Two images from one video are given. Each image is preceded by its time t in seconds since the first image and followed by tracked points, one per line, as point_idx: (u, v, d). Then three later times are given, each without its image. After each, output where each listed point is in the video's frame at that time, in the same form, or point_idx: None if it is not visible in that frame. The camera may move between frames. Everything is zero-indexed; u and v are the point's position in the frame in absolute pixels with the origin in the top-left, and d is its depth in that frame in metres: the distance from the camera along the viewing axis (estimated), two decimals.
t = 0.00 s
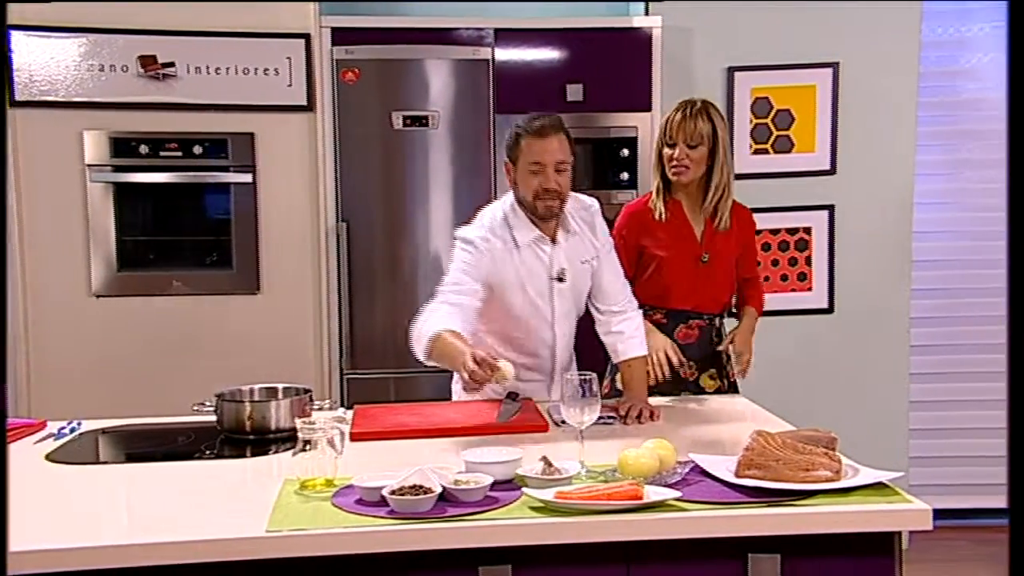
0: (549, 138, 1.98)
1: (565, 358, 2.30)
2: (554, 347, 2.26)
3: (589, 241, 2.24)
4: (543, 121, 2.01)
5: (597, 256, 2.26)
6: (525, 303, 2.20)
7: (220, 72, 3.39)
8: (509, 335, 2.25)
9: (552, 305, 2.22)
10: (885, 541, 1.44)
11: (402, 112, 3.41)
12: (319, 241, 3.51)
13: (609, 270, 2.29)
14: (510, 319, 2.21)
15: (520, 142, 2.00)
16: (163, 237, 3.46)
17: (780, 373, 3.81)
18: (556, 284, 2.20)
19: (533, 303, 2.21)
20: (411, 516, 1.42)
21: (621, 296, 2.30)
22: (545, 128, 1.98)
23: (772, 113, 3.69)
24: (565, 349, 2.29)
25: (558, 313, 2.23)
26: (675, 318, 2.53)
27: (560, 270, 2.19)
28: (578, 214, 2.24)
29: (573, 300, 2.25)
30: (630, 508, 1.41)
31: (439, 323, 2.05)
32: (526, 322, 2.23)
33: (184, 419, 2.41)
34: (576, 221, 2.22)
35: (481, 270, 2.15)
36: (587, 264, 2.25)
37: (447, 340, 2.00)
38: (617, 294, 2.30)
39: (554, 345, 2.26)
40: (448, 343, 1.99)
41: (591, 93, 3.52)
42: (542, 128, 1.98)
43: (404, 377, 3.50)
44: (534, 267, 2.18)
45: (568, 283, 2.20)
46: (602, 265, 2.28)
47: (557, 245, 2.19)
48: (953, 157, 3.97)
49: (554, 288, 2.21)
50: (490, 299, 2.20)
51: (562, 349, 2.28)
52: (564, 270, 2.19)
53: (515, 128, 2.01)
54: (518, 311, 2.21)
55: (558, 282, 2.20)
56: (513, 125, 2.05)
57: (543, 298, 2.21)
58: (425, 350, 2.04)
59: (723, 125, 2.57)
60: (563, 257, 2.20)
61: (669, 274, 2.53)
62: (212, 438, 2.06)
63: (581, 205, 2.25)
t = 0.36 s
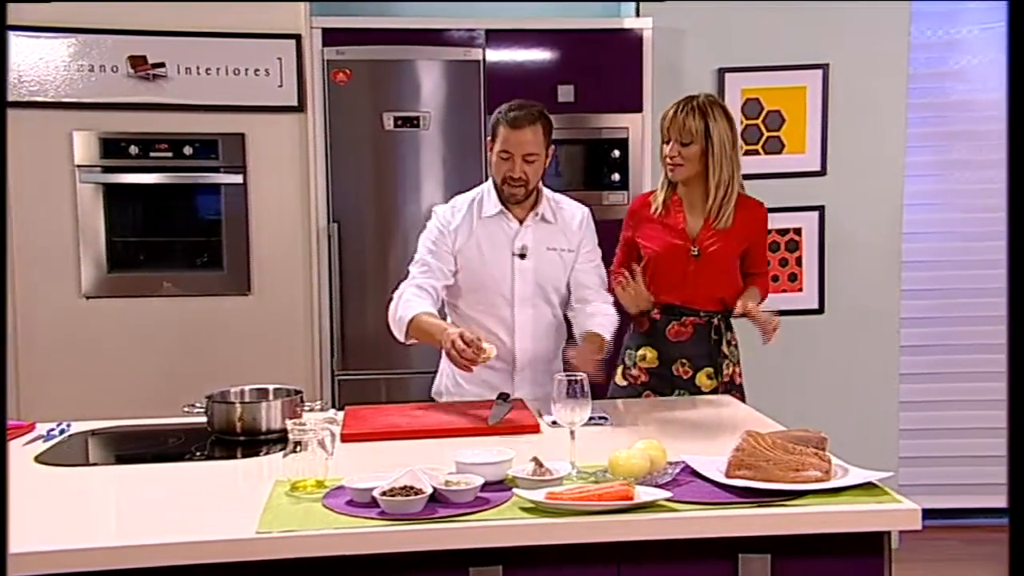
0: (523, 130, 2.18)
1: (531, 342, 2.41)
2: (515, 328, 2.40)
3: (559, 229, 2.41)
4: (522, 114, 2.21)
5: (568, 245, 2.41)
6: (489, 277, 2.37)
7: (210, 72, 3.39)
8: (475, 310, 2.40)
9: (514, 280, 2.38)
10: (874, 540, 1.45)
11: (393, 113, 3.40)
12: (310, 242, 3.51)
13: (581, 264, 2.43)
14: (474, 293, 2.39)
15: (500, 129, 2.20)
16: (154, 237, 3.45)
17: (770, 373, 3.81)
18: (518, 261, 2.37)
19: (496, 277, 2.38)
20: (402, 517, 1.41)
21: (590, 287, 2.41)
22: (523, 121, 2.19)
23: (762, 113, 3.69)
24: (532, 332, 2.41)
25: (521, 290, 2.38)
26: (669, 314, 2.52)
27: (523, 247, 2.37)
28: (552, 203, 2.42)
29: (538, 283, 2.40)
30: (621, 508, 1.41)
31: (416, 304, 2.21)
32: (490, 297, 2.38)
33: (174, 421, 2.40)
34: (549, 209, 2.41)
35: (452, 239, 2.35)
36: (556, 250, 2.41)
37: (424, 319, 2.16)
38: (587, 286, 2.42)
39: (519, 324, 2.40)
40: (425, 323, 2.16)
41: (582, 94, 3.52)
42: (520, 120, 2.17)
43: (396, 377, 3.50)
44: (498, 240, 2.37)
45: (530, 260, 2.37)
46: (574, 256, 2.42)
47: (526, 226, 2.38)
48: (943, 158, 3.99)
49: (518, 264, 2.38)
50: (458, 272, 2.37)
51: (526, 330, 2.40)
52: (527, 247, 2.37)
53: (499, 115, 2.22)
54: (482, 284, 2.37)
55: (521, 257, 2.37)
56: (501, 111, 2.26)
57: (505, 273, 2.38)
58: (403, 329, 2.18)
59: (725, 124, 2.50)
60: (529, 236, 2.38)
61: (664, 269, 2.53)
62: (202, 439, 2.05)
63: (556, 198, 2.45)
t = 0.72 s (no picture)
0: (532, 139, 2.25)
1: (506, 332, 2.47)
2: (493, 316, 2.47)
3: (547, 228, 2.48)
4: (531, 120, 2.27)
5: (554, 244, 2.47)
6: (475, 266, 2.46)
7: (209, 73, 3.39)
8: (459, 299, 2.48)
9: (497, 270, 2.46)
10: (873, 541, 1.44)
11: (392, 113, 3.40)
12: (310, 242, 3.51)
13: (565, 265, 2.48)
14: (460, 281, 2.47)
15: (509, 134, 2.27)
16: (153, 238, 3.44)
17: (770, 372, 3.81)
18: (502, 251, 2.45)
19: (480, 267, 2.46)
20: (401, 518, 1.41)
21: (571, 287, 2.46)
22: (533, 129, 2.25)
23: (762, 114, 3.70)
24: (508, 322, 2.47)
25: (503, 281, 2.45)
26: (675, 314, 2.54)
27: (508, 238, 2.45)
28: (545, 205, 2.51)
29: (520, 275, 2.46)
30: (621, 509, 1.41)
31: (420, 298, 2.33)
32: (473, 286, 2.47)
33: (174, 421, 2.40)
34: (542, 209, 2.49)
35: (444, 227, 2.47)
36: (543, 247, 2.47)
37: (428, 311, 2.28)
38: (568, 286, 2.46)
39: (499, 314, 2.46)
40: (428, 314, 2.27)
41: (582, 95, 3.52)
42: (530, 130, 2.25)
43: (395, 378, 3.49)
44: (486, 229, 2.46)
45: (513, 252, 2.45)
46: (560, 257, 2.47)
47: (516, 221, 2.47)
48: (941, 159, 3.99)
49: (503, 256, 2.46)
50: (448, 260, 2.47)
51: (502, 320, 2.47)
52: (512, 238, 2.45)
53: (509, 117, 2.28)
54: (468, 273, 2.46)
55: (504, 248, 2.45)
56: (510, 111, 2.31)
57: (488, 263, 2.46)
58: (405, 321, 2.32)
59: (724, 126, 2.49)
60: (516, 230, 2.46)
61: (669, 270, 2.55)
62: (201, 440, 2.05)
63: (552, 201, 2.52)
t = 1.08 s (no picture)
0: (499, 137, 2.27)
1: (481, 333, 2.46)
2: (470, 319, 2.45)
3: (518, 227, 2.46)
4: (498, 120, 2.30)
5: (526, 241, 2.47)
6: (446, 268, 2.43)
7: (210, 74, 3.39)
8: (429, 302, 2.45)
9: (470, 271, 2.44)
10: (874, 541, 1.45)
11: (392, 113, 3.40)
12: (310, 243, 3.51)
13: (537, 261, 2.48)
14: (430, 284, 2.44)
15: (476, 134, 2.29)
16: (153, 238, 3.44)
17: (770, 372, 3.81)
18: (474, 252, 2.43)
19: (452, 269, 2.43)
20: (402, 518, 1.41)
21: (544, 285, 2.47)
22: (499, 128, 2.28)
23: (762, 115, 3.70)
24: (484, 323, 2.46)
25: (477, 281, 2.43)
26: (664, 314, 2.54)
27: (480, 238, 2.44)
28: (513, 203, 2.50)
29: (494, 275, 2.45)
30: (622, 509, 1.41)
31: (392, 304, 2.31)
32: (444, 288, 2.44)
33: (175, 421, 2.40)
34: (511, 207, 2.48)
35: (412, 230, 2.43)
36: (515, 246, 2.46)
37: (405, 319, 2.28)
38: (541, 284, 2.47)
39: (474, 315, 2.45)
40: (403, 324, 2.26)
41: (582, 95, 3.52)
42: (497, 128, 2.27)
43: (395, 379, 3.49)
44: (456, 231, 2.43)
45: (486, 252, 2.43)
46: (533, 254, 2.48)
47: (485, 220, 2.45)
48: (941, 159, 3.99)
49: (475, 256, 2.44)
50: (417, 264, 2.43)
51: (479, 322, 2.45)
52: (484, 238, 2.44)
53: (475, 119, 2.31)
54: (438, 276, 2.43)
55: (477, 248, 2.43)
56: (476, 114, 2.34)
57: (461, 264, 2.43)
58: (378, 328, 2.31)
59: (714, 130, 2.49)
60: (487, 229, 2.45)
61: (658, 270, 2.56)
62: (202, 440, 2.05)
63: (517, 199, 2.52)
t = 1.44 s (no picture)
0: (429, 143, 2.24)
1: (438, 336, 2.46)
2: (426, 323, 2.44)
3: (461, 225, 2.47)
4: (425, 125, 2.26)
5: (470, 240, 2.47)
6: (396, 275, 2.40)
7: (210, 74, 3.39)
8: (381, 310, 2.43)
9: (420, 276, 2.42)
10: (874, 541, 1.45)
11: (393, 114, 3.40)
12: (311, 243, 3.51)
13: (482, 257, 2.50)
14: (379, 293, 2.42)
15: (404, 143, 2.25)
16: (154, 238, 3.44)
17: (770, 372, 3.81)
18: (423, 257, 2.42)
19: (402, 276, 2.41)
20: (402, 518, 1.41)
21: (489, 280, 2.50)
22: (428, 133, 2.24)
23: (763, 115, 3.70)
24: (440, 327, 2.46)
25: (428, 285, 2.43)
26: (625, 313, 2.54)
27: (427, 242, 2.42)
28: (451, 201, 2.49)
29: (443, 277, 2.45)
30: (622, 509, 1.41)
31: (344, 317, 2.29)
32: (394, 295, 2.42)
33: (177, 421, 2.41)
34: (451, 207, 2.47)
35: (355, 241, 2.38)
36: (461, 245, 2.46)
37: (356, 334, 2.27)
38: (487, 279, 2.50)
39: (429, 320, 2.44)
40: (357, 338, 2.26)
41: (583, 95, 3.52)
42: (426, 135, 2.24)
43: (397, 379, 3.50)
44: (400, 237, 2.40)
45: (434, 255, 2.42)
46: (478, 252, 2.49)
47: (428, 222, 2.44)
48: (941, 159, 3.99)
49: (423, 260, 2.42)
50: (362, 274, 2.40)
51: (435, 326, 2.45)
52: (431, 241, 2.42)
53: (400, 127, 2.27)
54: (386, 283, 2.41)
55: (426, 252, 2.42)
56: (399, 120, 2.30)
57: (410, 270, 2.41)
58: (326, 343, 2.27)
59: (683, 130, 2.50)
60: (432, 232, 2.43)
61: (621, 270, 2.57)
62: (202, 440, 2.05)
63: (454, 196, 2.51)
